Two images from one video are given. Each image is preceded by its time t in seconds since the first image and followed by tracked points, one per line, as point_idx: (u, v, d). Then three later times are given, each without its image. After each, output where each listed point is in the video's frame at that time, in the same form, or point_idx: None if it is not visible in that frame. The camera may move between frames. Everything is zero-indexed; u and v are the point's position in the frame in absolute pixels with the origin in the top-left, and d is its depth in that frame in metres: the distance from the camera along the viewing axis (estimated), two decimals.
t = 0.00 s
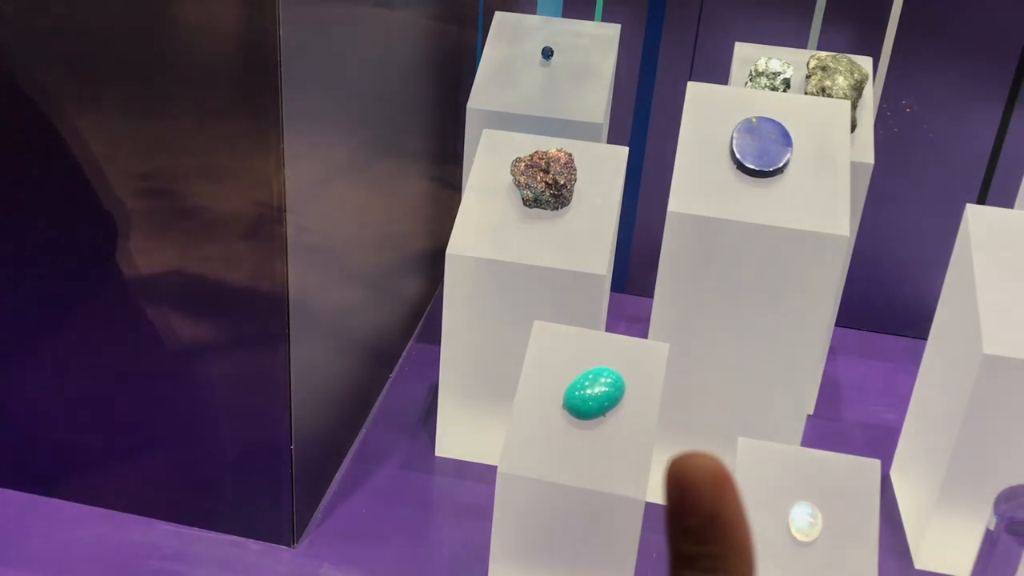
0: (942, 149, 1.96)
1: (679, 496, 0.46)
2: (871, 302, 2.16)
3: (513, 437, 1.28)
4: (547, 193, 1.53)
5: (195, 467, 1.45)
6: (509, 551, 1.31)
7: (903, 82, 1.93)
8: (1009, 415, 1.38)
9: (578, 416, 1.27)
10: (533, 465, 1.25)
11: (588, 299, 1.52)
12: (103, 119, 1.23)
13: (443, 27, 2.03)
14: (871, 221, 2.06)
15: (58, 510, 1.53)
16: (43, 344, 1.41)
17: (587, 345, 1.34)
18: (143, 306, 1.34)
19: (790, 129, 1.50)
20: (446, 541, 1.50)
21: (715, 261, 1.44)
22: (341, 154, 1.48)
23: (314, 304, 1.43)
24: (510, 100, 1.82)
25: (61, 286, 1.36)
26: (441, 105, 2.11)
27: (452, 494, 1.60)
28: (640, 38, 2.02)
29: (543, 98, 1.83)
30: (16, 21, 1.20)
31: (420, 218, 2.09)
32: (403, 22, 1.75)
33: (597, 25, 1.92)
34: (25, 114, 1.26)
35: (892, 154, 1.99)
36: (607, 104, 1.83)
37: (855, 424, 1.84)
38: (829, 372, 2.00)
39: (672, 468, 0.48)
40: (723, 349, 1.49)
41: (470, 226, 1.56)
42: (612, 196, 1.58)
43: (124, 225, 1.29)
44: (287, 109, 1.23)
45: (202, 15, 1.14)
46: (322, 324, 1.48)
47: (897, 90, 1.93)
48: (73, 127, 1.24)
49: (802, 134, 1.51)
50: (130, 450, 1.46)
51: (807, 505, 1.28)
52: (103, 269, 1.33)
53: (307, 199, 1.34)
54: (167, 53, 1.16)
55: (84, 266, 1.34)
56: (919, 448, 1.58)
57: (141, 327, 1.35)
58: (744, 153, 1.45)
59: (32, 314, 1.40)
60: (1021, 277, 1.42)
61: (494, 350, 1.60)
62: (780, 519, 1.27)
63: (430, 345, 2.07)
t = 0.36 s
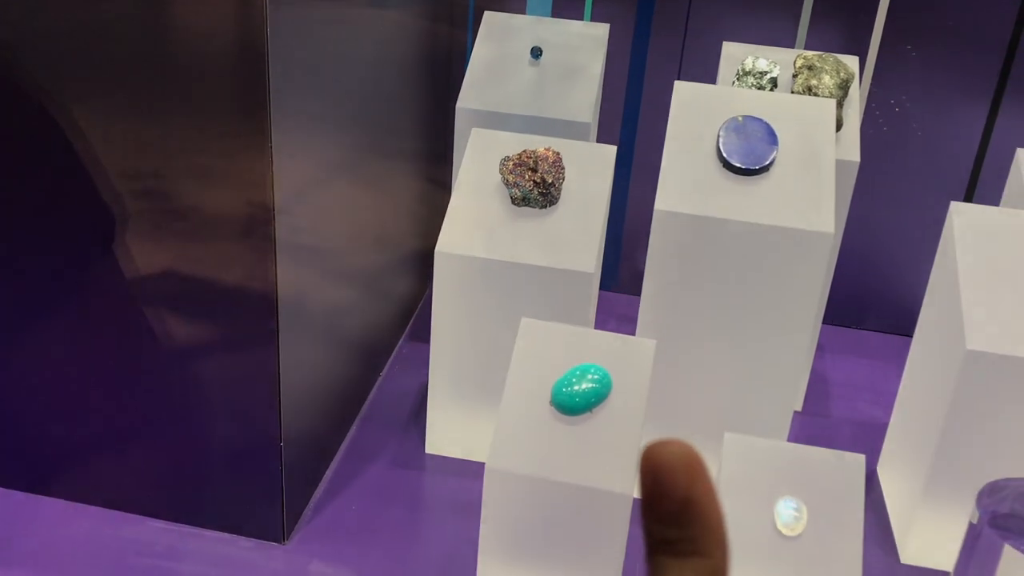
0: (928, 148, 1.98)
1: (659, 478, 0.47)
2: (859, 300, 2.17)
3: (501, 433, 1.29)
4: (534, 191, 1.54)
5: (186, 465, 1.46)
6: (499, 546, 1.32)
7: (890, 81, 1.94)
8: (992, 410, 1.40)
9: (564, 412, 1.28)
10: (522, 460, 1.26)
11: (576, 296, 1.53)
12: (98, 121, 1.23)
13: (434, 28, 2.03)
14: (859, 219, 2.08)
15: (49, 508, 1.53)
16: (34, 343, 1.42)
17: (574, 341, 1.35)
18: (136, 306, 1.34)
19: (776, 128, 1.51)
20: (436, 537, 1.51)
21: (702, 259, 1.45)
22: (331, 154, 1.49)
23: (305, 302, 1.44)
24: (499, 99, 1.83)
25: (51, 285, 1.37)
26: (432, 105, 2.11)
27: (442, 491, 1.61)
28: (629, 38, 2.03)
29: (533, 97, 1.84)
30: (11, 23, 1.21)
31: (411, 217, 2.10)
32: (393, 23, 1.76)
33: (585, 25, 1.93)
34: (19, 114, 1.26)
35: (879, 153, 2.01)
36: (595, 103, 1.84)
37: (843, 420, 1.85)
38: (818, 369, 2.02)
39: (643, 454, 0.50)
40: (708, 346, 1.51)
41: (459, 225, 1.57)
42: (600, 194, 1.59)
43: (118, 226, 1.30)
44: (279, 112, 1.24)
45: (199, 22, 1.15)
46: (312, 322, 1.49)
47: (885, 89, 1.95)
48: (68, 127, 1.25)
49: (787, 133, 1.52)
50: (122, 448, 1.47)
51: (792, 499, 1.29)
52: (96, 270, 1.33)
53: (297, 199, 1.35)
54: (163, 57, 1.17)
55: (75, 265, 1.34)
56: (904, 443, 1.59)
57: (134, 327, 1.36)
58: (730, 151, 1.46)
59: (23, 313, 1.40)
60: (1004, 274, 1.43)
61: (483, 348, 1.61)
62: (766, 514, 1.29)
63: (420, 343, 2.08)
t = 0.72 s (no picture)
0: (926, 136, 1.97)
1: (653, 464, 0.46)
2: (857, 290, 2.17)
3: (499, 424, 1.29)
4: (531, 181, 1.54)
5: (183, 459, 1.45)
6: (497, 537, 1.32)
7: (887, 70, 1.94)
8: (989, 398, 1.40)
9: (562, 402, 1.28)
10: (520, 451, 1.26)
11: (574, 286, 1.52)
12: (97, 117, 1.23)
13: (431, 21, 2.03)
14: (856, 208, 2.07)
15: (47, 503, 1.53)
16: (31, 338, 1.41)
17: (572, 332, 1.35)
18: (133, 300, 1.34)
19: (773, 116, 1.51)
20: (435, 529, 1.51)
21: (698, 249, 1.45)
22: (328, 146, 1.48)
23: (302, 295, 1.44)
24: (496, 90, 1.83)
25: (47, 280, 1.36)
26: (429, 98, 2.11)
27: (440, 482, 1.62)
28: (625, 28, 2.03)
29: (529, 88, 1.83)
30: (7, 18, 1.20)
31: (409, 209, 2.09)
32: (390, 15, 1.75)
33: (581, 16, 1.92)
34: (15, 110, 1.26)
35: (877, 143, 2.01)
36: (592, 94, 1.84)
37: (842, 410, 1.85)
38: (816, 359, 2.02)
39: (637, 438, 0.48)
40: (705, 335, 1.51)
41: (456, 216, 1.57)
42: (596, 185, 1.59)
43: (115, 222, 1.29)
44: (277, 109, 1.24)
45: (203, 21, 1.14)
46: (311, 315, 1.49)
47: (882, 78, 1.95)
48: (66, 122, 1.25)
49: (784, 121, 1.51)
50: (119, 443, 1.47)
51: (791, 488, 1.29)
52: (91, 266, 1.33)
53: (295, 194, 1.35)
54: (165, 54, 1.17)
55: (70, 260, 1.34)
56: (902, 431, 1.59)
57: (131, 321, 1.36)
58: (726, 140, 1.46)
59: (18, 307, 1.40)
60: (1001, 261, 1.43)
61: (481, 339, 1.61)
62: (765, 503, 1.29)
63: (418, 335, 2.07)
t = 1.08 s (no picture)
0: (897, 119, 1.98)
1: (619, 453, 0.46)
2: (834, 275, 2.18)
3: (479, 419, 1.28)
4: (505, 175, 1.54)
5: (162, 465, 1.44)
6: (480, 534, 1.32)
7: (857, 55, 1.95)
8: (965, 379, 1.41)
9: (541, 395, 1.28)
10: (500, 446, 1.26)
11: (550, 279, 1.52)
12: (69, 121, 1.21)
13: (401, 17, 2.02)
14: (831, 193, 2.08)
15: (27, 514, 1.52)
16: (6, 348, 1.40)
17: (549, 325, 1.35)
18: (109, 306, 1.33)
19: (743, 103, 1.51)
20: (418, 527, 1.51)
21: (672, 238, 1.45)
22: (303, 149, 1.47)
23: (278, 295, 1.43)
24: (468, 85, 1.82)
25: (22, 288, 1.35)
26: (403, 94, 2.10)
27: (423, 480, 1.61)
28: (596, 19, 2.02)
29: (501, 82, 1.83)
30: None
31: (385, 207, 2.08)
32: (361, 12, 1.74)
33: (552, 9, 1.92)
34: None
35: (849, 127, 2.01)
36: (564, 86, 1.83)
37: (822, 395, 1.86)
38: (795, 345, 2.02)
39: (603, 426, 0.48)
40: (682, 325, 1.51)
41: (431, 212, 1.56)
42: (570, 177, 1.59)
43: (91, 229, 1.28)
44: (248, 110, 1.22)
45: (172, 23, 1.13)
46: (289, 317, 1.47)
47: (852, 63, 1.96)
48: (36, 126, 1.23)
49: (755, 107, 1.52)
50: (97, 451, 1.45)
51: (771, 474, 1.29)
52: (67, 272, 1.31)
53: (271, 195, 1.34)
54: (136, 58, 1.15)
55: (43, 267, 1.32)
56: (881, 414, 1.60)
57: (107, 328, 1.34)
58: (698, 129, 1.46)
59: None
60: (973, 240, 1.44)
61: (459, 335, 1.61)
62: (745, 489, 1.29)
63: (398, 333, 2.07)
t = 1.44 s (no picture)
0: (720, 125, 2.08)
1: None
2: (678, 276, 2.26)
3: (301, 456, 1.29)
4: (328, 208, 1.56)
5: None
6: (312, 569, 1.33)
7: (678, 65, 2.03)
8: (775, 374, 1.48)
9: (361, 427, 1.30)
10: (324, 481, 1.27)
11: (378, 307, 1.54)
12: None
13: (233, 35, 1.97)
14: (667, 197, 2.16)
15: None
16: None
17: (368, 355, 1.36)
18: None
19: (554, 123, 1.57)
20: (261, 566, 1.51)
21: (490, 260, 1.49)
22: (99, 183, 1.42)
23: (96, 343, 1.40)
24: (295, 116, 1.83)
25: None
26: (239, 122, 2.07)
27: (268, 517, 1.61)
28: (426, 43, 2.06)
29: (329, 111, 1.84)
30: None
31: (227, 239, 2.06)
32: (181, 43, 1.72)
33: (377, 34, 1.93)
34: None
35: (677, 134, 2.10)
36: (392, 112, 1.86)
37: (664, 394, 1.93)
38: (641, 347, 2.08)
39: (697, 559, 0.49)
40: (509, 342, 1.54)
41: (256, 248, 1.56)
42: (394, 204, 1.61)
43: None
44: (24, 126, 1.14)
45: None
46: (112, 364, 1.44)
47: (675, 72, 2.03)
48: None
49: (565, 125, 1.57)
50: None
51: (590, 482, 1.34)
52: None
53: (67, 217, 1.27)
54: None
55: None
56: (710, 412, 1.67)
57: None
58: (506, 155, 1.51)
59: None
60: (775, 242, 1.52)
61: (295, 369, 1.61)
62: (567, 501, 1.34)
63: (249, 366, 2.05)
